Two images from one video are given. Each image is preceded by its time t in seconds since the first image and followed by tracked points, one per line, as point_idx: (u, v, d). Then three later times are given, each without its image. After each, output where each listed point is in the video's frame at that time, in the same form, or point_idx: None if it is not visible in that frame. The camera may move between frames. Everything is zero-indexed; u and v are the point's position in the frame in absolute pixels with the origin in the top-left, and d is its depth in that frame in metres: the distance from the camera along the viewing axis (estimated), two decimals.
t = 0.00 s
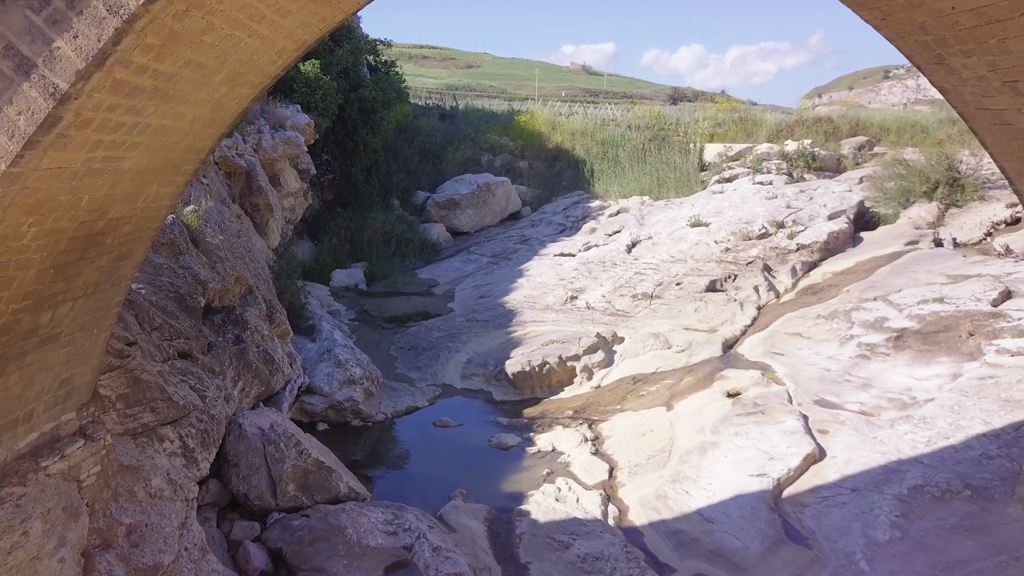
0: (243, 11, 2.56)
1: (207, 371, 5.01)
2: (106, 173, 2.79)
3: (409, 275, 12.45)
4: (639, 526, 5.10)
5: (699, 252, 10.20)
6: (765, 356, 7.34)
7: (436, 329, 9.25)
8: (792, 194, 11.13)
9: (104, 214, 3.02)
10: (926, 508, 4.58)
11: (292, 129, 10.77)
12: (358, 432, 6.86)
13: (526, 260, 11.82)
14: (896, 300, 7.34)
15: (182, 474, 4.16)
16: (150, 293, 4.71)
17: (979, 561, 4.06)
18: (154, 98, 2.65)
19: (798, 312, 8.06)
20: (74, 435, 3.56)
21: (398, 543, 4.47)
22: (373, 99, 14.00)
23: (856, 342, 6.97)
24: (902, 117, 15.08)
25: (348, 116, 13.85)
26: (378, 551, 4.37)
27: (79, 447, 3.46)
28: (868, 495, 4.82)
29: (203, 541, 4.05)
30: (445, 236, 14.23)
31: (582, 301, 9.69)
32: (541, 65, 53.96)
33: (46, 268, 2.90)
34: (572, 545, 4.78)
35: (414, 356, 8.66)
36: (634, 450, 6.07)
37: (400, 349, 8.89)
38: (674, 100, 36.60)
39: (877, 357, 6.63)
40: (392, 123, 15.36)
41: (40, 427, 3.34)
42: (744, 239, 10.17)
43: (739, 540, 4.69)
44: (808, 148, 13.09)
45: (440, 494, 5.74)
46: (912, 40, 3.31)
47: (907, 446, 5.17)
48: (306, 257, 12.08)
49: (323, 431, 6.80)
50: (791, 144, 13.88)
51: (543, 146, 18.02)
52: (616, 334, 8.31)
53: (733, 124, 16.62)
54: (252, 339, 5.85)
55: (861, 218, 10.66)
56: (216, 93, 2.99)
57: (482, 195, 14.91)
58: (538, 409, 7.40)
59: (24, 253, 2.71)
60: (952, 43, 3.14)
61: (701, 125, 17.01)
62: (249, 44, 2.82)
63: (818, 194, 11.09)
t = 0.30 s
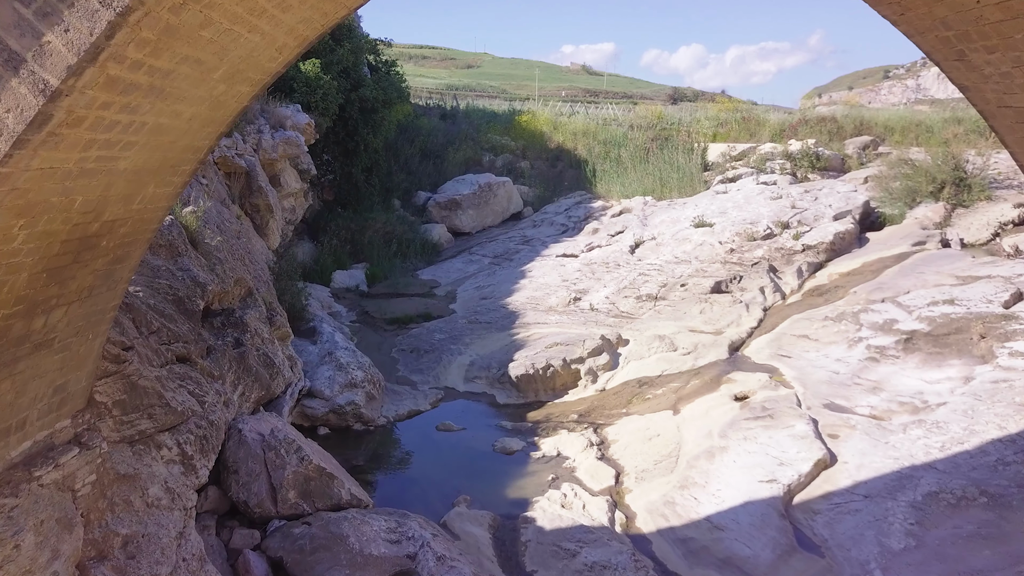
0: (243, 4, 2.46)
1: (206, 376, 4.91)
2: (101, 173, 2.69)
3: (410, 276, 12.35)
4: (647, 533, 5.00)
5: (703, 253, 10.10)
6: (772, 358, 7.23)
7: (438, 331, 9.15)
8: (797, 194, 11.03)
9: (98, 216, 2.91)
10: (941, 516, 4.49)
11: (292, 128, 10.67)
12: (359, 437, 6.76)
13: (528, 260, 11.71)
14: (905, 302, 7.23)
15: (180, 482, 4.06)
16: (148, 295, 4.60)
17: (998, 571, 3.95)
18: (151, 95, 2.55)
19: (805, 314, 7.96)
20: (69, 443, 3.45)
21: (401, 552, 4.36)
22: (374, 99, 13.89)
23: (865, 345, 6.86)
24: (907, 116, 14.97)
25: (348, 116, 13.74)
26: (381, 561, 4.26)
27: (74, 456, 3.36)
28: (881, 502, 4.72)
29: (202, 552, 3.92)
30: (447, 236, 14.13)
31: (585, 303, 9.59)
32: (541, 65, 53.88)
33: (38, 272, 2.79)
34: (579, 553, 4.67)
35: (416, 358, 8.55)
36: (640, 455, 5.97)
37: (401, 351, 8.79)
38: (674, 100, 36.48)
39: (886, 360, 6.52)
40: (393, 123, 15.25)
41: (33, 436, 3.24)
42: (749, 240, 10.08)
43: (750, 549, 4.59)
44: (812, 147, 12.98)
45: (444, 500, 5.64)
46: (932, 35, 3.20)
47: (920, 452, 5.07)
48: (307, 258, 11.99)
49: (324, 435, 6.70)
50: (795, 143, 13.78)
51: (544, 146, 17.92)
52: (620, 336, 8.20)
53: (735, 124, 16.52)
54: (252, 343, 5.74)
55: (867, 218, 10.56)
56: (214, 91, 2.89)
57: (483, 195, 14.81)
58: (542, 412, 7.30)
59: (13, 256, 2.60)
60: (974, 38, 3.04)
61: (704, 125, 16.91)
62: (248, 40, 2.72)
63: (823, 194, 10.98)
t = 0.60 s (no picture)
0: None
1: (202, 380, 4.82)
2: (90, 173, 2.60)
3: (410, 277, 12.27)
4: (650, 539, 4.91)
5: (706, 254, 10.02)
6: (776, 360, 7.15)
7: (439, 332, 9.06)
8: (800, 194, 10.94)
9: (88, 217, 2.83)
10: (951, 522, 4.40)
11: (291, 128, 10.59)
12: (358, 440, 6.67)
13: (529, 261, 11.63)
14: (911, 303, 7.14)
15: (174, 488, 3.98)
16: (143, 298, 4.51)
17: None
18: (141, 91, 2.47)
19: (809, 316, 7.87)
20: (59, 449, 3.37)
21: (400, 559, 4.26)
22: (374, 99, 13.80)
23: (870, 347, 6.77)
24: (910, 116, 14.88)
25: (348, 116, 13.65)
26: (379, 568, 4.16)
27: (64, 463, 3.28)
28: (890, 508, 4.63)
29: (197, 560, 3.83)
30: (447, 237, 14.05)
31: (587, 304, 9.50)
32: (541, 65, 53.84)
33: (25, 274, 2.71)
34: (582, 560, 4.58)
35: (415, 360, 8.47)
36: (643, 459, 5.89)
37: (401, 353, 8.71)
38: (674, 99, 36.44)
39: (892, 362, 6.43)
40: (393, 123, 15.16)
41: (22, 443, 3.16)
42: (752, 241, 10.00)
43: (756, 555, 4.50)
44: (815, 147, 12.89)
45: (444, 505, 5.55)
46: (946, 31, 3.12)
47: (928, 456, 4.99)
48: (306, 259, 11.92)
49: (323, 438, 6.62)
50: (797, 143, 13.70)
51: (545, 146, 17.84)
52: (623, 338, 8.12)
53: (737, 124, 16.43)
54: (249, 346, 5.66)
55: (871, 219, 10.47)
56: (208, 88, 2.81)
57: (484, 195, 14.74)
58: (543, 415, 7.21)
59: None
60: (990, 34, 2.96)
61: (705, 125, 16.83)
62: (242, 35, 2.63)
63: (826, 194, 10.89)
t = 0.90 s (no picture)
0: None
1: (198, 383, 4.74)
2: (80, 173, 2.54)
3: (409, 278, 12.22)
4: (652, 545, 4.85)
5: (707, 255, 9.95)
6: (779, 363, 7.08)
7: (438, 334, 8.99)
8: (802, 195, 10.88)
9: (79, 219, 2.77)
10: (958, 528, 4.34)
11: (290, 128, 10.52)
12: (357, 443, 6.60)
13: (529, 262, 11.56)
14: (915, 305, 7.07)
15: (169, 494, 3.91)
16: (138, 300, 4.44)
17: None
18: (132, 90, 2.40)
19: (812, 317, 7.81)
20: (50, 455, 3.31)
21: (399, 566, 4.18)
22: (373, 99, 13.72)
23: (874, 349, 6.70)
24: (911, 116, 14.80)
25: (347, 116, 13.57)
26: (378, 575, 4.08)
27: (55, 470, 3.22)
28: (895, 513, 4.56)
29: (192, 567, 3.77)
30: (446, 238, 13.99)
31: (587, 306, 9.43)
32: (541, 65, 53.83)
33: (13, 277, 2.65)
34: (584, 566, 4.51)
35: (415, 362, 8.40)
36: (645, 463, 5.82)
37: (400, 355, 8.64)
38: (674, 99, 36.41)
39: (896, 365, 6.36)
40: (393, 123, 15.08)
41: (13, 449, 3.10)
42: (753, 242, 9.94)
43: (760, 562, 4.43)
44: (816, 147, 12.82)
45: (443, 509, 5.48)
46: (955, 29, 3.05)
47: (935, 460, 4.92)
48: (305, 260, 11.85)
49: (321, 442, 6.55)
50: (799, 143, 13.63)
51: (545, 146, 17.79)
52: (624, 339, 8.05)
53: (737, 124, 16.36)
54: (246, 348, 5.58)
55: (873, 219, 10.41)
56: (201, 87, 2.74)
57: (483, 196, 14.67)
58: (544, 418, 7.14)
59: None
60: (1001, 31, 2.89)
61: (705, 125, 16.77)
62: (236, 32, 2.56)
63: (829, 194, 10.82)
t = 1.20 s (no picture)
0: None
1: (196, 386, 4.68)
2: (74, 174, 2.49)
3: (410, 279, 12.16)
4: (656, 550, 4.79)
5: (709, 256, 9.89)
6: (783, 365, 7.02)
7: (439, 336, 8.94)
8: (804, 196, 10.82)
9: (73, 221, 2.71)
10: (966, 534, 4.28)
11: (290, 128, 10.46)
12: (357, 446, 6.55)
13: (530, 263, 11.51)
14: (920, 307, 7.01)
15: (167, 500, 3.86)
16: (136, 303, 4.38)
17: None
18: (127, 89, 2.35)
19: (815, 319, 7.75)
20: (45, 462, 3.25)
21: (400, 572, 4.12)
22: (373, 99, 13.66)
23: (878, 352, 6.65)
24: (914, 116, 14.75)
25: (348, 116, 13.52)
26: None
27: (50, 476, 3.16)
28: (902, 519, 4.51)
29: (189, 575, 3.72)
30: (447, 239, 13.94)
31: (589, 307, 9.38)
32: (541, 66, 53.84)
33: (7, 280, 2.59)
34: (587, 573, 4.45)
35: (415, 364, 8.34)
36: (648, 467, 5.77)
37: (401, 356, 8.58)
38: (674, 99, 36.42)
39: (901, 367, 6.30)
40: (393, 123, 15.03)
41: (8, 455, 3.04)
42: (756, 243, 9.88)
43: (765, 568, 4.38)
44: (818, 148, 12.77)
45: (445, 513, 5.43)
46: (966, 28, 2.99)
47: (942, 465, 4.86)
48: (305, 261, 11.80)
49: (321, 445, 6.49)
50: (801, 144, 13.58)
51: (546, 147, 17.75)
52: (625, 341, 8.00)
53: (738, 125, 16.31)
54: (245, 351, 5.52)
55: (875, 220, 10.35)
56: (198, 87, 2.68)
57: (484, 196, 14.62)
58: (545, 421, 7.09)
59: None
60: (1013, 30, 2.83)
61: (707, 125, 16.71)
62: (233, 31, 2.50)
63: (831, 195, 10.77)
